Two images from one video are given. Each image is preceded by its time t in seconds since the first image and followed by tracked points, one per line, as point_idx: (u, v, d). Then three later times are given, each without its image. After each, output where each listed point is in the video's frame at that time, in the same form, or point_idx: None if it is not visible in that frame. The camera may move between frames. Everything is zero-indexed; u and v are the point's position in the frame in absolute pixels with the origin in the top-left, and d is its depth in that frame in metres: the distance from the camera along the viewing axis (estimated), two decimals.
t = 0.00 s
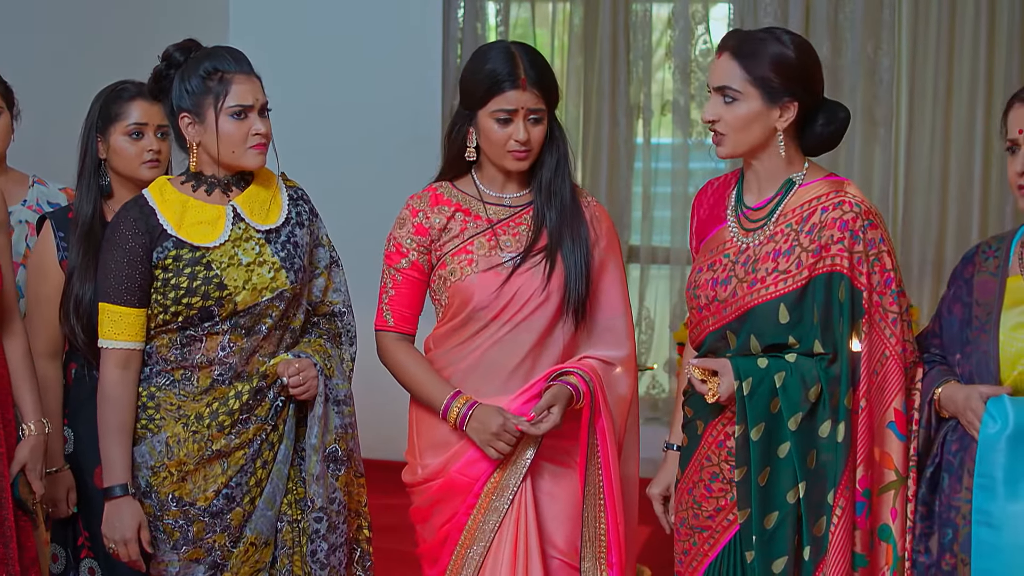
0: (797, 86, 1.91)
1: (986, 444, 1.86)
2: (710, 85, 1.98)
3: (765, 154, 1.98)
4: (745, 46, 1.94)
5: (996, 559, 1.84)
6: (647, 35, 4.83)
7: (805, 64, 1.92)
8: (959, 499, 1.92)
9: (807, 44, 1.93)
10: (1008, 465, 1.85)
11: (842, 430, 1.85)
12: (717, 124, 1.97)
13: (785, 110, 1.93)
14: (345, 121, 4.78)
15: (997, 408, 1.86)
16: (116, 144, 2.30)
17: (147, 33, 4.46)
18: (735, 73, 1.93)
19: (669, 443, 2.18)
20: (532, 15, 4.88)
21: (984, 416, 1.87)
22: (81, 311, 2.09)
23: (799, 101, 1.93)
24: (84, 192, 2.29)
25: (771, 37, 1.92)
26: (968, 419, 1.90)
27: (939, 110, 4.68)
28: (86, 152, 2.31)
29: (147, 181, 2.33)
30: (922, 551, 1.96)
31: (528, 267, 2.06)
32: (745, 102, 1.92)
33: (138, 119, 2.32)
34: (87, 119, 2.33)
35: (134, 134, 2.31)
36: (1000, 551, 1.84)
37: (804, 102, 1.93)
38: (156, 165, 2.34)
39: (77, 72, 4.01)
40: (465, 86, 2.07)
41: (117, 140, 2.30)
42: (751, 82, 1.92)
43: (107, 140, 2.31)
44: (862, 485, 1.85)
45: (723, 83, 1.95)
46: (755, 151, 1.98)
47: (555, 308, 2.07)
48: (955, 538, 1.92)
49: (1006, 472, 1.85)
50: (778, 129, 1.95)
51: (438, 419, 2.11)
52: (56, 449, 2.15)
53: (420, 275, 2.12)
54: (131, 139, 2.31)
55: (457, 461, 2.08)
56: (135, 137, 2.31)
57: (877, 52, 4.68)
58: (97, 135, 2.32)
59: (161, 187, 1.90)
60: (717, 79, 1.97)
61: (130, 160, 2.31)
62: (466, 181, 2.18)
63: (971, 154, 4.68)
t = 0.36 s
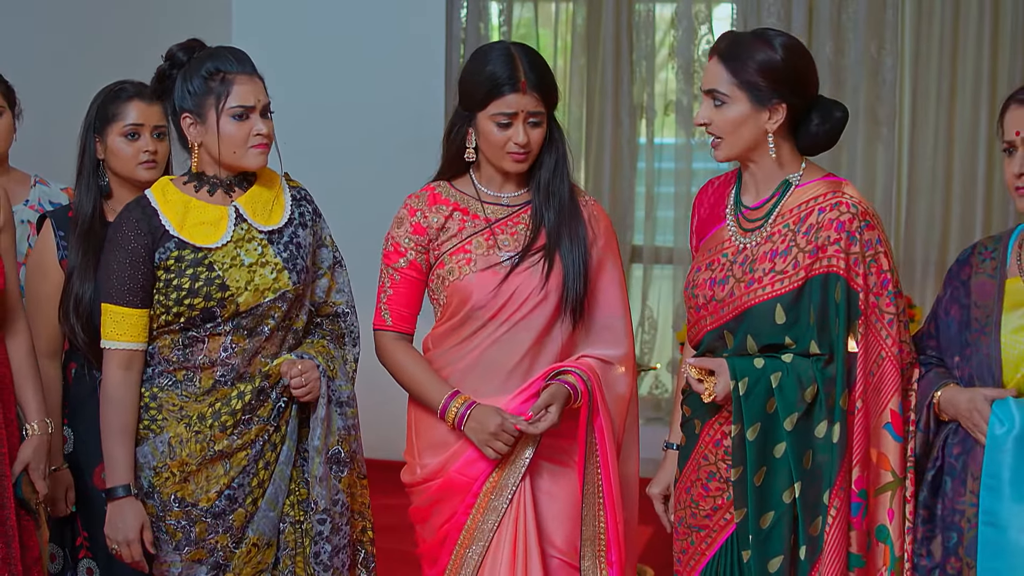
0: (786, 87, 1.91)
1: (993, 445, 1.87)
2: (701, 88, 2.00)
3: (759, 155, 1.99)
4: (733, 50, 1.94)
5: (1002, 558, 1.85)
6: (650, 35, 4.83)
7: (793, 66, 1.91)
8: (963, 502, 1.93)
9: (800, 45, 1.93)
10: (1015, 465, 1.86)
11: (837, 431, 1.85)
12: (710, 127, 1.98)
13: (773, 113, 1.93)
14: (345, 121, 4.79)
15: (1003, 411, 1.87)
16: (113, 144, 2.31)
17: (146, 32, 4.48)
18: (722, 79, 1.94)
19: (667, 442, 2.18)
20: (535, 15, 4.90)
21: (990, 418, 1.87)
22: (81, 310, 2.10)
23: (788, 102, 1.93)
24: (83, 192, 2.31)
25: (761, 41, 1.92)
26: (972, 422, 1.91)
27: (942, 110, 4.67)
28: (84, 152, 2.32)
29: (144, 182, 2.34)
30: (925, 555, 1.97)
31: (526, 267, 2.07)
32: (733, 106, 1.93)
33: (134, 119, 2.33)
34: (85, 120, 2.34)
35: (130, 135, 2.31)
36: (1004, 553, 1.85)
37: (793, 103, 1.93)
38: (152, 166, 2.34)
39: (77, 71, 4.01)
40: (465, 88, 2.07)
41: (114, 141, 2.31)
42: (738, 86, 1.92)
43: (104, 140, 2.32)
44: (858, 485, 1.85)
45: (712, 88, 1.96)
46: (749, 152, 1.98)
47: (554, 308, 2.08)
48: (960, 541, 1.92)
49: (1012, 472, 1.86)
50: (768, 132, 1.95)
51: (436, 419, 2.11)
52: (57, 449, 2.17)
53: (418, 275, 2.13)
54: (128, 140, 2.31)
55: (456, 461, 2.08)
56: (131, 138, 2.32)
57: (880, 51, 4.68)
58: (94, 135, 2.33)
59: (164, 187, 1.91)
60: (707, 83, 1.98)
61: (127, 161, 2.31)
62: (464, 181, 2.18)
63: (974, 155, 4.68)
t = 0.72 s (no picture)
0: (786, 86, 1.91)
1: (997, 444, 1.87)
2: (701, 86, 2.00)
3: (756, 153, 1.99)
4: (734, 48, 1.94)
5: (1007, 558, 1.85)
6: (654, 35, 4.83)
7: (795, 65, 1.92)
8: (966, 503, 1.93)
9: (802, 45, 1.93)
10: (1019, 465, 1.86)
11: (834, 431, 1.86)
12: (708, 125, 1.99)
13: (772, 110, 1.93)
14: (348, 120, 4.80)
15: (1006, 411, 1.87)
16: (111, 145, 2.32)
17: (145, 32, 4.47)
18: (722, 76, 1.95)
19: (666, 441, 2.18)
20: (539, 15, 4.89)
21: (994, 418, 1.88)
22: (81, 310, 2.11)
23: (787, 101, 1.93)
24: (83, 191, 2.32)
25: (760, 38, 1.93)
26: (975, 422, 1.91)
27: (946, 109, 4.66)
28: (83, 153, 2.33)
29: (142, 183, 2.35)
30: (928, 555, 1.97)
31: (526, 267, 2.07)
32: (732, 103, 1.94)
33: (133, 120, 2.34)
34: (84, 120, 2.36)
35: (128, 136, 2.33)
36: (1008, 552, 1.85)
37: (793, 102, 1.93)
38: (150, 167, 2.35)
39: (79, 71, 4.02)
40: (465, 89, 2.08)
41: (112, 142, 2.32)
42: (738, 83, 1.93)
43: (102, 140, 2.33)
44: (856, 485, 1.85)
45: (712, 85, 1.96)
46: (746, 150, 1.98)
47: (552, 307, 2.08)
48: (964, 542, 1.92)
49: (1016, 472, 1.86)
50: (766, 130, 1.95)
51: (435, 419, 2.12)
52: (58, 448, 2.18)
53: (417, 275, 2.14)
54: (126, 140, 2.33)
55: (454, 461, 2.09)
56: (129, 139, 2.33)
57: (884, 51, 4.68)
58: (93, 135, 2.34)
59: (167, 187, 1.93)
60: (707, 80, 1.98)
61: (124, 161, 2.32)
62: (463, 182, 2.19)
63: (978, 155, 4.67)
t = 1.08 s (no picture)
0: (789, 85, 1.91)
1: (1003, 444, 1.87)
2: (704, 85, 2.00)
3: (759, 152, 1.98)
4: (738, 47, 1.94)
5: (1012, 557, 1.85)
6: (657, 35, 4.82)
7: (797, 65, 1.91)
8: (972, 502, 1.93)
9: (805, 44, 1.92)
10: None
11: (836, 431, 1.86)
12: (712, 124, 1.98)
13: (775, 109, 1.92)
14: (350, 120, 4.80)
15: (1012, 411, 1.86)
16: (113, 145, 2.32)
17: (146, 32, 4.45)
18: (726, 74, 1.94)
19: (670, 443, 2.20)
20: (542, 15, 4.89)
21: (999, 418, 1.88)
22: (84, 309, 2.12)
23: (790, 100, 1.92)
24: (86, 191, 2.34)
25: (765, 36, 1.92)
26: (982, 421, 1.91)
27: (949, 109, 4.65)
28: (87, 155, 2.35)
29: (144, 183, 2.35)
30: (933, 555, 1.97)
31: (526, 269, 2.08)
32: (735, 102, 1.93)
33: (135, 121, 2.34)
34: (87, 120, 2.36)
35: (130, 136, 2.33)
36: (1013, 552, 1.85)
37: (796, 101, 1.93)
38: (152, 167, 2.35)
39: (81, 72, 4.03)
40: (468, 91, 2.08)
41: (115, 142, 2.32)
42: (741, 82, 1.92)
43: (105, 141, 2.33)
44: (858, 485, 1.85)
45: (715, 84, 1.96)
46: (748, 149, 1.98)
47: (552, 308, 2.09)
48: (969, 541, 1.92)
49: (1021, 472, 1.86)
50: (769, 129, 1.95)
51: (434, 418, 2.12)
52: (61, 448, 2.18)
53: (417, 274, 2.14)
54: (128, 141, 2.33)
55: (454, 461, 2.09)
56: (131, 139, 2.33)
57: (886, 51, 4.67)
58: (96, 136, 2.35)
59: (169, 189, 1.92)
60: (710, 79, 1.98)
61: (127, 161, 2.32)
62: (464, 182, 2.19)
63: (981, 155, 4.67)
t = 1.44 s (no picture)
0: (794, 85, 1.91)
1: (1009, 443, 1.87)
2: (709, 84, 1.99)
3: (765, 152, 1.98)
4: (744, 46, 1.94)
5: (1018, 557, 1.86)
6: (659, 35, 4.82)
7: (803, 65, 1.91)
8: (977, 502, 1.93)
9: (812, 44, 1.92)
10: None
11: (841, 431, 1.85)
12: (717, 123, 1.98)
13: (780, 108, 1.92)
14: (352, 120, 4.80)
15: (1018, 410, 1.87)
16: (117, 144, 2.33)
17: (148, 32, 4.44)
18: (732, 73, 1.94)
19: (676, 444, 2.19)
20: (543, 15, 4.88)
21: (1005, 418, 1.88)
22: (87, 309, 2.15)
23: (795, 99, 1.92)
24: (89, 191, 2.33)
25: (770, 36, 1.93)
26: (987, 421, 1.91)
27: (951, 109, 4.65)
28: (90, 154, 2.36)
29: (147, 182, 2.34)
30: (939, 554, 1.97)
31: (528, 271, 2.07)
32: (740, 101, 1.93)
33: (139, 120, 2.34)
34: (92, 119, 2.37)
35: (134, 136, 2.33)
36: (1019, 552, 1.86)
37: (800, 101, 1.93)
38: (155, 167, 2.35)
39: (81, 73, 4.02)
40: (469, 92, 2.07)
41: (118, 141, 2.32)
42: (747, 81, 1.92)
43: (109, 140, 2.34)
44: (863, 485, 1.85)
45: (720, 83, 1.96)
46: (752, 149, 1.98)
47: (554, 310, 2.09)
48: (974, 540, 1.92)
49: None
50: (774, 128, 1.94)
51: (435, 417, 2.12)
52: (66, 448, 2.17)
53: (420, 273, 2.13)
54: (132, 140, 2.33)
55: (454, 460, 2.09)
56: (135, 139, 2.33)
57: (889, 51, 4.66)
58: (101, 135, 2.36)
59: (174, 191, 1.92)
60: (716, 78, 1.98)
61: (129, 161, 2.32)
62: (468, 182, 2.18)
63: (983, 156, 4.66)
